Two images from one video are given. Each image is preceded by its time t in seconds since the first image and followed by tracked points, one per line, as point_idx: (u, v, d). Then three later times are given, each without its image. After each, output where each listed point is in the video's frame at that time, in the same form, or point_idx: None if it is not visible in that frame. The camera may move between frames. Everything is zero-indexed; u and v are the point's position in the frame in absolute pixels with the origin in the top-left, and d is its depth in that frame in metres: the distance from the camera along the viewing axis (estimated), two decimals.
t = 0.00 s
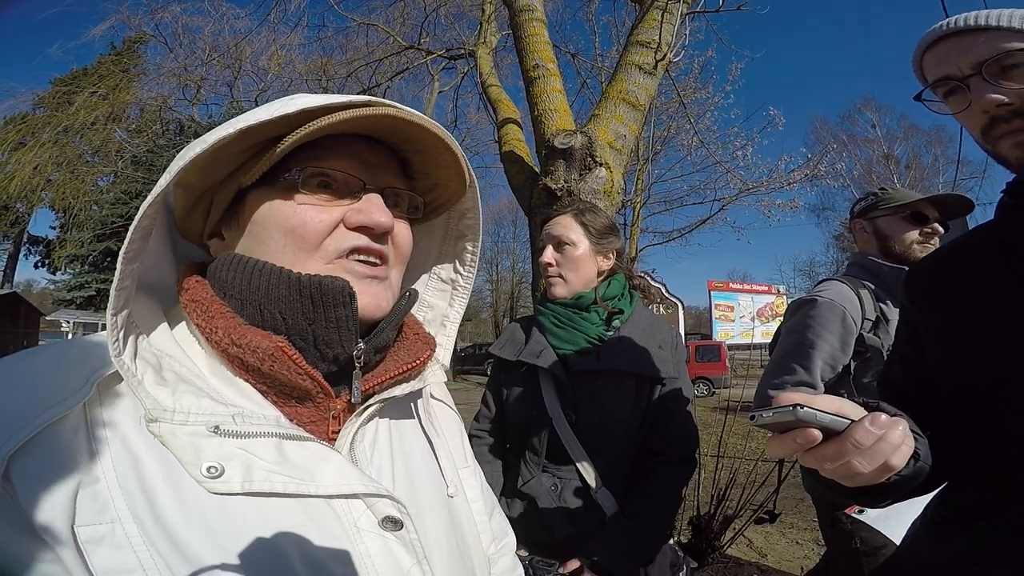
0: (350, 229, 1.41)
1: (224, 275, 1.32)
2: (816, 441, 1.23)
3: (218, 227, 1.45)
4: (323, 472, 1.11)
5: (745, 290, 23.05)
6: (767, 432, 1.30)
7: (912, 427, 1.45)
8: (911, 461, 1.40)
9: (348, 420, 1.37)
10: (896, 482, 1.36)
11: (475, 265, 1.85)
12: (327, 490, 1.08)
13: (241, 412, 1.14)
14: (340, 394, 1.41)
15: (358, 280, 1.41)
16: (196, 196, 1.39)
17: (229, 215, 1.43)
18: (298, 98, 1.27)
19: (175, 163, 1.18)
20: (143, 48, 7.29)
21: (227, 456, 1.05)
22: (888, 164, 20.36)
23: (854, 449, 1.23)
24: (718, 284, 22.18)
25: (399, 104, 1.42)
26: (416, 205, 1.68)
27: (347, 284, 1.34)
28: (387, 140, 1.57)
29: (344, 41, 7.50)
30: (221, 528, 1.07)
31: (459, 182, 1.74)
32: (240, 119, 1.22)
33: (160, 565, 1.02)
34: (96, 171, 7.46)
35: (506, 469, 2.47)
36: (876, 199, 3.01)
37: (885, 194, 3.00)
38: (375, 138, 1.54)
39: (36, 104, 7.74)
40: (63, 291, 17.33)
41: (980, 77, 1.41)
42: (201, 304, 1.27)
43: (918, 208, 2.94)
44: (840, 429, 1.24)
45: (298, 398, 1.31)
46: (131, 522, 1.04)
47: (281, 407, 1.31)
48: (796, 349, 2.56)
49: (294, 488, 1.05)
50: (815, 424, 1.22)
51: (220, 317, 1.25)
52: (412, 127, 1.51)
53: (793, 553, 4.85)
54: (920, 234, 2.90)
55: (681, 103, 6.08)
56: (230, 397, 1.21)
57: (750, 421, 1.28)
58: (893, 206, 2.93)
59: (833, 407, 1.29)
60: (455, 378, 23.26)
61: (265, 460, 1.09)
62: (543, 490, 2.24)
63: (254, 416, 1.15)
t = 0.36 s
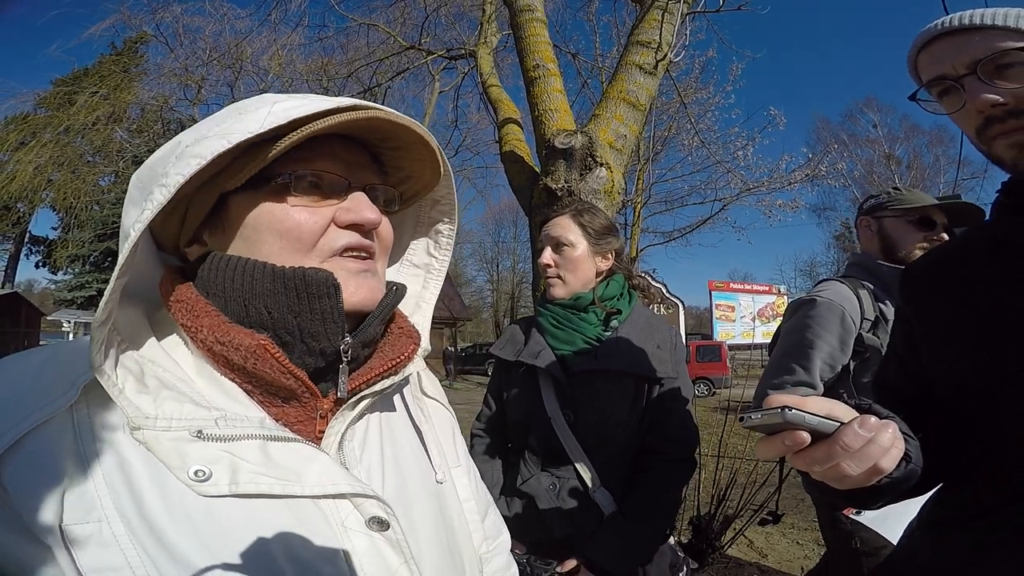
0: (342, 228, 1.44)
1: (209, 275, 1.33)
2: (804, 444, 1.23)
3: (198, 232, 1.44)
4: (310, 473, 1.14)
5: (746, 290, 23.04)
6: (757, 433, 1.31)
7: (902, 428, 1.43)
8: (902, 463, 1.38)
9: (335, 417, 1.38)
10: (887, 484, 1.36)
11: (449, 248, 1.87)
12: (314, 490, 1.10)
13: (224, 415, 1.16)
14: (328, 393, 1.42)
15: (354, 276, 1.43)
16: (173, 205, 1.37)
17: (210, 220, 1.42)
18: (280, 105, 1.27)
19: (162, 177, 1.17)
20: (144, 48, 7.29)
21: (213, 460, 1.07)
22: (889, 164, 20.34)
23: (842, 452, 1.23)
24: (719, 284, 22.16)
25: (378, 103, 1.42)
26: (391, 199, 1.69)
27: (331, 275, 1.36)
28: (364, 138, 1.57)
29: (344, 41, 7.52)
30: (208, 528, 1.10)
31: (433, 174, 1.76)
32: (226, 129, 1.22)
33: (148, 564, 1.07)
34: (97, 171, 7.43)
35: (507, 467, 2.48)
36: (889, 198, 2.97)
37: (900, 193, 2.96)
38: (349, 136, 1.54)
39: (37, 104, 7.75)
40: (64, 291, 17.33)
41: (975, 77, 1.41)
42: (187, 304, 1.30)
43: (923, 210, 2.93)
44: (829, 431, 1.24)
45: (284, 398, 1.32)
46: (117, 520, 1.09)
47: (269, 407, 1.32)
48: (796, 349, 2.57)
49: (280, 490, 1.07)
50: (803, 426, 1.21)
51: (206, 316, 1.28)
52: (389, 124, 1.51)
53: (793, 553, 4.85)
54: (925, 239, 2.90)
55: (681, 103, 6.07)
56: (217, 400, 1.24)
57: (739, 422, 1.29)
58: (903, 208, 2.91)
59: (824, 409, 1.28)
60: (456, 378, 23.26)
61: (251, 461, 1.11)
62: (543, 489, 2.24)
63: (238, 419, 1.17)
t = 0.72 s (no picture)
0: (319, 230, 1.43)
1: (189, 279, 1.35)
2: (787, 447, 1.23)
3: (181, 235, 1.47)
4: (289, 470, 1.21)
5: (747, 290, 23.03)
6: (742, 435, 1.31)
7: (889, 431, 1.42)
8: (888, 466, 1.37)
9: (318, 416, 1.40)
10: (874, 487, 1.35)
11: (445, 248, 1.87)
12: (294, 488, 1.18)
13: (205, 415, 1.21)
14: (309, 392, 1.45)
15: (328, 281, 1.42)
16: (155, 208, 1.41)
17: (191, 222, 1.43)
18: (246, 107, 1.28)
19: (129, 185, 1.21)
20: (145, 49, 7.30)
21: (195, 459, 1.14)
22: (891, 164, 20.32)
23: (825, 456, 1.23)
24: (720, 284, 22.14)
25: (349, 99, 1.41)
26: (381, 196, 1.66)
27: (309, 279, 1.36)
28: (344, 135, 1.56)
29: (345, 42, 7.54)
30: (192, 525, 1.12)
31: (422, 170, 1.74)
32: (190, 135, 1.24)
33: (134, 560, 1.09)
34: (99, 171, 7.46)
35: (507, 466, 2.48)
36: (913, 199, 2.97)
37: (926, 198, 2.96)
38: (328, 134, 1.53)
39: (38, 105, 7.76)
40: (64, 291, 17.28)
41: (965, 76, 1.40)
42: (167, 308, 1.32)
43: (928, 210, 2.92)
44: (811, 435, 1.23)
45: (266, 398, 1.34)
46: (103, 516, 1.11)
47: (251, 406, 1.34)
48: (796, 349, 2.57)
49: (260, 487, 1.15)
50: (785, 429, 1.21)
51: (181, 320, 1.30)
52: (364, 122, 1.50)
53: (794, 553, 4.85)
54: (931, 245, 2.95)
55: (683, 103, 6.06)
56: (198, 400, 1.26)
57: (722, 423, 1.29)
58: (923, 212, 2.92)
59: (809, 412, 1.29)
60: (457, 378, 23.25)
61: (231, 460, 1.17)
62: (545, 489, 2.24)
63: (218, 419, 1.22)
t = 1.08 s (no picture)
0: (311, 240, 1.43)
1: (192, 279, 1.36)
2: (766, 446, 1.23)
3: (192, 238, 1.50)
4: (287, 466, 1.21)
5: (746, 288, 23.04)
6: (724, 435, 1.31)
7: (874, 432, 1.42)
8: (872, 466, 1.37)
9: (320, 415, 1.40)
10: (857, 488, 1.35)
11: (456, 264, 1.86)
12: (292, 484, 1.18)
13: (207, 411, 1.21)
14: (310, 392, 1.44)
15: (320, 289, 1.43)
16: (166, 207, 1.46)
17: (201, 225, 1.47)
18: (235, 112, 1.29)
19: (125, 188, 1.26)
20: (143, 47, 7.29)
21: (195, 454, 1.15)
22: (890, 163, 20.31)
23: (804, 456, 1.23)
24: (719, 282, 22.16)
25: (343, 104, 1.39)
26: (388, 205, 1.65)
27: (308, 284, 1.36)
28: (350, 145, 1.55)
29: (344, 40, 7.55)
30: (192, 520, 1.12)
31: (429, 178, 1.71)
32: (182, 138, 1.27)
33: (133, 553, 1.10)
34: (96, 170, 7.35)
35: (507, 465, 2.47)
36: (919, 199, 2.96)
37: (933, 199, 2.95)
38: (336, 140, 1.52)
39: (36, 103, 7.75)
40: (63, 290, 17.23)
41: (949, 74, 1.39)
42: (172, 307, 1.34)
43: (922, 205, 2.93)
44: (791, 434, 1.23)
45: (267, 396, 1.34)
46: (106, 508, 1.12)
47: (252, 403, 1.34)
48: (794, 346, 2.58)
49: (258, 483, 1.15)
50: (765, 428, 1.21)
51: (186, 319, 1.32)
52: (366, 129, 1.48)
53: (792, 552, 4.86)
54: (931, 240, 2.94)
55: (681, 101, 6.05)
56: (201, 396, 1.27)
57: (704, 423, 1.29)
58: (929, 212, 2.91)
59: (791, 412, 1.30)
60: (457, 377, 23.26)
61: (231, 456, 1.18)
62: (545, 486, 2.24)
63: (221, 415, 1.22)
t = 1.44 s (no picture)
0: (313, 232, 1.42)
1: (200, 274, 1.36)
2: (764, 442, 1.23)
3: (199, 235, 1.51)
4: (289, 465, 1.20)
5: (745, 288, 23.05)
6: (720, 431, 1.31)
7: (869, 431, 1.42)
8: (868, 465, 1.37)
9: (324, 413, 1.40)
10: (853, 487, 1.34)
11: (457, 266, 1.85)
12: (293, 482, 1.18)
13: (213, 406, 1.22)
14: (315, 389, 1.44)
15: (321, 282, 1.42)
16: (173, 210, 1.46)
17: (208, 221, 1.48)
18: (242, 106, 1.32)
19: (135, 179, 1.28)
20: (141, 47, 7.27)
21: (197, 447, 1.14)
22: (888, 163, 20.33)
23: (801, 453, 1.23)
24: (718, 282, 22.16)
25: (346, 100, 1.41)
26: (388, 203, 1.66)
27: (312, 278, 1.36)
28: (353, 142, 1.57)
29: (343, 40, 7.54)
30: (193, 517, 1.11)
31: (429, 176, 1.73)
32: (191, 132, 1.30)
33: (131, 551, 1.09)
34: (94, 170, 7.35)
35: (507, 465, 2.46)
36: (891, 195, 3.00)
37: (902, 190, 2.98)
38: (335, 137, 1.54)
39: (34, 103, 7.72)
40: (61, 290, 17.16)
41: (943, 74, 1.39)
42: (180, 301, 1.34)
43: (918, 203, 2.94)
44: (788, 431, 1.23)
45: (272, 392, 1.34)
46: (106, 506, 1.11)
47: (257, 400, 1.34)
48: (792, 346, 2.57)
49: (259, 480, 1.15)
50: (762, 425, 1.21)
51: (195, 312, 1.32)
52: (364, 124, 1.50)
53: (792, 551, 4.85)
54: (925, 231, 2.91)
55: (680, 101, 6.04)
56: (206, 390, 1.27)
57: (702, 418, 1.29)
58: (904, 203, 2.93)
59: (789, 410, 1.29)
60: (456, 377, 23.25)
61: (233, 451, 1.17)
62: (545, 485, 2.24)
63: (226, 410, 1.23)
